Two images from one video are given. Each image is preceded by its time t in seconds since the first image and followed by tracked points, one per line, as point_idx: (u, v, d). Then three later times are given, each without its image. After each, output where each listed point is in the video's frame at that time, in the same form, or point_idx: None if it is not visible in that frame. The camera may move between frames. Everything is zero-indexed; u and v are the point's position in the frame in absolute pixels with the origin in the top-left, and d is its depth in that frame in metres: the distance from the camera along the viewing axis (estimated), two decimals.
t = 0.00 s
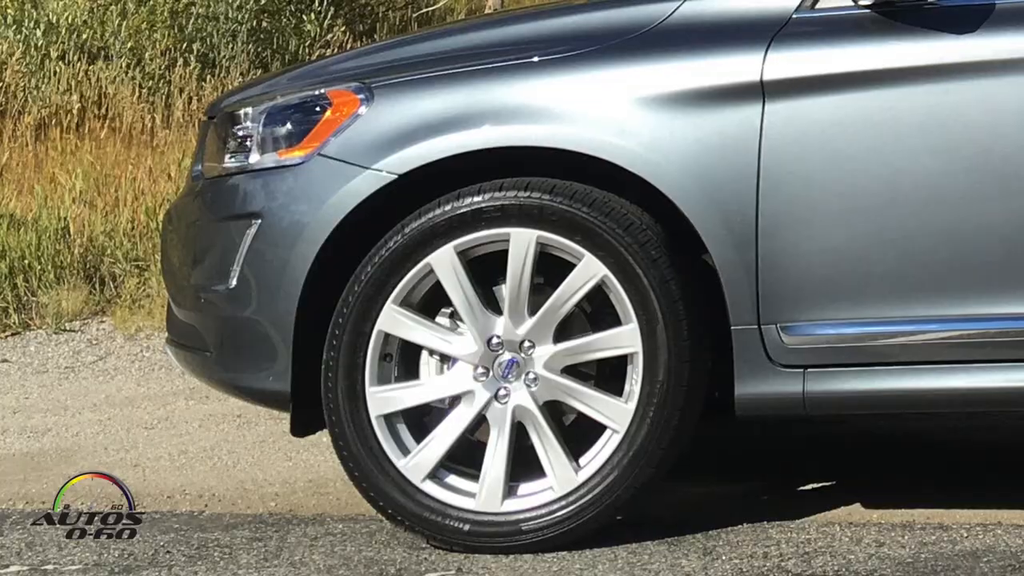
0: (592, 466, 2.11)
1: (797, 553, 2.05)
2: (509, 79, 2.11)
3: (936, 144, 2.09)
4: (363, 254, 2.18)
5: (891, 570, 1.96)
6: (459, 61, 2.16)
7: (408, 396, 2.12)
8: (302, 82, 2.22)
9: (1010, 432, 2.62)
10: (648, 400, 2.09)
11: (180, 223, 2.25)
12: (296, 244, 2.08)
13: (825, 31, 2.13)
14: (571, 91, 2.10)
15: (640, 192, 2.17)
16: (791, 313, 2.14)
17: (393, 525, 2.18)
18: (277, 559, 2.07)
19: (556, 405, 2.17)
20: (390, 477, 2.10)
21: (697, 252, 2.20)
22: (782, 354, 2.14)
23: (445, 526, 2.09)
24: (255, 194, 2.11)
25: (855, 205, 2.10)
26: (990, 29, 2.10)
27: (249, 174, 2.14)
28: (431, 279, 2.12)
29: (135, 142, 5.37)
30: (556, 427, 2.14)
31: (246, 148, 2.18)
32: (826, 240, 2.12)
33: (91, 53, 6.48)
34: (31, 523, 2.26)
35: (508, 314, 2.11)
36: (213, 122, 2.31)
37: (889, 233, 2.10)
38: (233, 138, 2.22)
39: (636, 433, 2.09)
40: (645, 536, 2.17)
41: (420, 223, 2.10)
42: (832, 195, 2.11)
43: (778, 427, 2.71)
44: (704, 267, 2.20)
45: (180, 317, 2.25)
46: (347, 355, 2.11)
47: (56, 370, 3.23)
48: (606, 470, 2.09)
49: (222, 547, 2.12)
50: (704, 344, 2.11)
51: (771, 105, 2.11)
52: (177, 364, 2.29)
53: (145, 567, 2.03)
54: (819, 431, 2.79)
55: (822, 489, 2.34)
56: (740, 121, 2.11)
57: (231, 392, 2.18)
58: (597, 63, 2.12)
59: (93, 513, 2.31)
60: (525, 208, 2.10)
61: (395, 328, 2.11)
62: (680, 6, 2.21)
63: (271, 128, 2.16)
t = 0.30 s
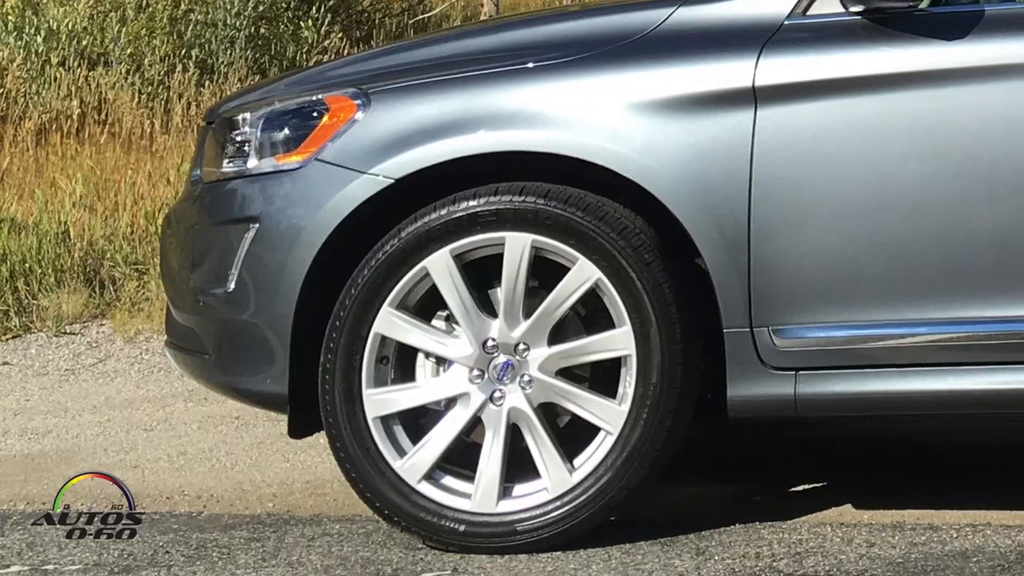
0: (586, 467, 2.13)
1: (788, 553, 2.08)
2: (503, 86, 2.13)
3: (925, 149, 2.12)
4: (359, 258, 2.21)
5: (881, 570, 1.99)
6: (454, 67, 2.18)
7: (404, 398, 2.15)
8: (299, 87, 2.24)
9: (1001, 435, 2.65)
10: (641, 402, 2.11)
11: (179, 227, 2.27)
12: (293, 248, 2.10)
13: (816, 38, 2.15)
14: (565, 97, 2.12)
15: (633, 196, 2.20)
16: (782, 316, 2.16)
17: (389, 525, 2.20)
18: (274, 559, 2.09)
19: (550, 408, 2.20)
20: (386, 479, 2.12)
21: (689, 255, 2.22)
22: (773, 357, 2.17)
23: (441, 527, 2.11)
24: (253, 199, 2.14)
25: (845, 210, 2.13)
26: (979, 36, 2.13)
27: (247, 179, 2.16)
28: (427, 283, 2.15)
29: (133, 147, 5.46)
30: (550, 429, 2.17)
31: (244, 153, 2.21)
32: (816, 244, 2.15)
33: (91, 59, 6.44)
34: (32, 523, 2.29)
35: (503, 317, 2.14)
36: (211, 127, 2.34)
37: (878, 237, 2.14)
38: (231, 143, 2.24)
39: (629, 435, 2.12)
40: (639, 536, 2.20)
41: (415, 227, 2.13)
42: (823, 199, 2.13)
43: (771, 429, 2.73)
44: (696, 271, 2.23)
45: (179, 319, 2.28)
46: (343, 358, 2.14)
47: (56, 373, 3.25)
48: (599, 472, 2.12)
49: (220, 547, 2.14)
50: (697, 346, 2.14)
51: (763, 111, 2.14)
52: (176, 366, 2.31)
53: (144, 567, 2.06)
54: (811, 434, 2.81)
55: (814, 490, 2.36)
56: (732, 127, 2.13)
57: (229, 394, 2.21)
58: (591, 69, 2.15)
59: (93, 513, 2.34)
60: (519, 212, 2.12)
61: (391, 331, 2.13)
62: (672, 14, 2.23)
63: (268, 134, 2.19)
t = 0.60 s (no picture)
0: (574, 469, 2.18)
1: (772, 554, 2.13)
2: (493, 97, 2.18)
3: (907, 159, 2.17)
4: (353, 265, 2.26)
5: (862, 570, 2.04)
6: (445, 79, 2.24)
7: (397, 402, 2.20)
8: (294, 99, 2.29)
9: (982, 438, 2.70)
10: (628, 405, 2.17)
11: (177, 235, 2.32)
12: (288, 255, 2.16)
13: (800, 50, 2.20)
14: (553, 108, 2.17)
15: (621, 205, 2.25)
16: (766, 322, 2.21)
17: (382, 527, 2.26)
18: (270, 559, 2.15)
19: (539, 411, 2.25)
20: (379, 481, 2.17)
21: (676, 263, 2.27)
22: (757, 362, 2.22)
23: (432, 528, 2.16)
24: (249, 208, 2.19)
25: (828, 218, 2.19)
26: (959, 49, 2.18)
27: (243, 189, 2.22)
28: (419, 290, 2.20)
29: (133, 156, 5.42)
30: (539, 432, 2.22)
31: (240, 163, 2.26)
32: (800, 252, 2.20)
33: (91, 71, 6.64)
34: (33, 523, 2.34)
35: (494, 323, 2.19)
36: (208, 138, 2.39)
37: (861, 245, 2.19)
38: (228, 154, 2.29)
39: (617, 438, 2.17)
40: (626, 537, 2.25)
41: (408, 235, 2.18)
42: (806, 208, 2.19)
43: (756, 433, 2.78)
44: (682, 278, 2.28)
45: (177, 325, 2.33)
46: (338, 363, 2.19)
47: (57, 377, 3.31)
48: (587, 474, 2.17)
49: (217, 548, 2.19)
50: (683, 352, 2.19)
51: (747, 122, 2.19)
52: (174, 371, 2.37)
53: (143, 567, 2.11)
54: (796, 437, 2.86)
55: (797, 492, 2.41)
56: (717, 137, 2.18)
57: (225, 398, 2.26)
58: (579, 81, 2.20)
59: (94, 513, 2.40)
60: (509, 221, 2.17)
61: (384, 336, 2.19)
62: (658, 27, 2.29)
63: (264, 144, 2.24)
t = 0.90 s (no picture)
0: (557, 473, 2.26)
1: (748, 554, 2.21)
2: (479, 113, 2.26)
3: (878, 172, 2.25)
4: (344, 276, 2.33)
5: (836, 570, 2.12)
6: (433, 96, 2.31)
7: (386, 408, 2.27)
8: (287, 115, 2.37)
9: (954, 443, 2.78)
10: (610, 411, 2.24)
11: (174, 246, 2.40)
12: (281, 266, 2.23)
13: (775, 68, 2.28)
14: (537, 124, 2.25)
15: (603, 217, 2.33)
16: (743, 331, 2.29)
17: (372, 528, 2.33)
18: (264, 559, 2.22)
19: (524, 417, 2.32)
20: (369, 484, 2.25)
21: (656, 273, 2.35)
22: (734, 369, 2.30)
23: (420, 529, 2.24)
24: (243, 220, 2.27)
25: (803, 230, 2.27)
26: (929, 66, 2.26)
27: (237, 202, 2.29)
28: (408, 299, 2.27)
29: (134, 168, 5.56)
30: (523, 437, 2.30)
31: (235, 177, 2.34)
32: (776, 262, 2.28)
33: (91, 88, 6.88)
34: (35, 525, 2.43)
35: (480, 331, 2.27)
36: (204, 153, 2.47)
37: (834, 255, 2.27)
38: (223, 168, 2.37)
39: (598, 443, 2.25)
40: (607, 538, 2.32)
41: (397, 247, 2.25)
42: (781, 220, 2.27)
43: (736, 438, 2.86)
44: (662, 287, 2.35)
45: (174, 334, 2.41)
46: (329, 370, 2.26)
47: (58, 384, 3.38)
48: (570, 477, 2.25)
49: (213, 548, 2.27)
50: (663, 359, 2.27)
51: (724, 137, 2.26)
52: (170, 378, 2.44)
53: (142, 567, 2.19)
54: (773, 442, 2.94)
55: (773, 495, 2.49)
56: (695, 152, 2.26)
57: (220, 404, 2.34)
58: (562, 97, 2.27)
59: (94, 513, 2.49)
60: (494, 233, 2.25)
61: (373, 344, 2.26)
62: (639, 46, 2.36)
63: (258, 158, 2.32)
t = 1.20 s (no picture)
0: (536, 477, 2.37)
1: (719, 555, 2.31)
2: (462, 134, 2.37)
3: (844, 190, 2.35)
4: (332, 288, 2.44)
5: (803, 569, 2.22)
6: (418, 117, 2.42)
7: (373, 415, 2.38)
8: (278, 135, 2.48)
9: (920, 451, 2.90)
10: (587, 417, 2.35)
11: (170, 260, 2.51)
12: (273, 280, 2.34)
13: (745, 90, 2.39)
14: (517, 144, 2.36)
15: (580, 233, 2.43)
16: (714, 341, 2.39)
17: (359, 530, 2.44)
18: (256, 560, 2.33)
19: (505, 424, 2.43)
20: (357, 487, 2.36)
21: (631, 286, 2.45)
22: (706, 378, 2.40)
23: (406, 531, 2.34)
24: (236, 235, 2.37)
25: (771, 245, 2.37)
26: (892, 89, 2.36)
27: (231, 218, 2.40)
28: (394, 311, 2.38)
29: (129, 185, 5.72)
30: (505, 443, 2.40)
31: (228, 194, 2.44)
32: (746, 275, 2.38)
33: (91, 109, 7.18)
34: (39, 526, 2.53)
35: (462, 341, 2.37)
36: (198, 171, 2.57)
37: (801, 269, 2.37)
38: (217, 186, 2.47)
39: (575, 448, 2.35)
40: (585, 540, 2.43)
41: (383, 261, 2.36)
42: (750, 236, 2.37)
43: (711, 445, 2.96)
44: (637, 300, 2.46)
45: (170, 344, 2.51)
46: (318, 379, 2.37)
47: (59, 392, 3.48)
48: (549, 481, 2.35)
49: (207, 549, 2.38)
50: (637, 368, 2.37)
51: (696, 156, 2.37)
52: (167, 387, 2.55)
53: (139, 567, 2.29)
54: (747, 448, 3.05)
55: (743, 498, 2.60)
56: (668, 170, 2.36)
57: (215, 412, 2.44)
58: (541, 118, 2.38)
59: (94, 513, 2.61)
60: (476, 247, 2.35)
61: (360, 354, 2.37)
62: (614, 69, 2.47)
63: (250, 177, 2.42)
